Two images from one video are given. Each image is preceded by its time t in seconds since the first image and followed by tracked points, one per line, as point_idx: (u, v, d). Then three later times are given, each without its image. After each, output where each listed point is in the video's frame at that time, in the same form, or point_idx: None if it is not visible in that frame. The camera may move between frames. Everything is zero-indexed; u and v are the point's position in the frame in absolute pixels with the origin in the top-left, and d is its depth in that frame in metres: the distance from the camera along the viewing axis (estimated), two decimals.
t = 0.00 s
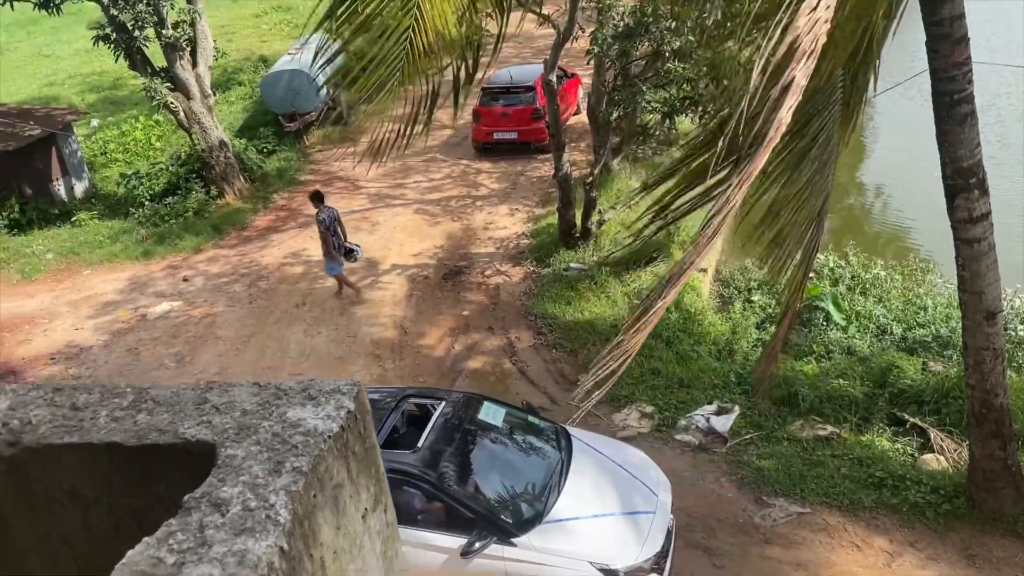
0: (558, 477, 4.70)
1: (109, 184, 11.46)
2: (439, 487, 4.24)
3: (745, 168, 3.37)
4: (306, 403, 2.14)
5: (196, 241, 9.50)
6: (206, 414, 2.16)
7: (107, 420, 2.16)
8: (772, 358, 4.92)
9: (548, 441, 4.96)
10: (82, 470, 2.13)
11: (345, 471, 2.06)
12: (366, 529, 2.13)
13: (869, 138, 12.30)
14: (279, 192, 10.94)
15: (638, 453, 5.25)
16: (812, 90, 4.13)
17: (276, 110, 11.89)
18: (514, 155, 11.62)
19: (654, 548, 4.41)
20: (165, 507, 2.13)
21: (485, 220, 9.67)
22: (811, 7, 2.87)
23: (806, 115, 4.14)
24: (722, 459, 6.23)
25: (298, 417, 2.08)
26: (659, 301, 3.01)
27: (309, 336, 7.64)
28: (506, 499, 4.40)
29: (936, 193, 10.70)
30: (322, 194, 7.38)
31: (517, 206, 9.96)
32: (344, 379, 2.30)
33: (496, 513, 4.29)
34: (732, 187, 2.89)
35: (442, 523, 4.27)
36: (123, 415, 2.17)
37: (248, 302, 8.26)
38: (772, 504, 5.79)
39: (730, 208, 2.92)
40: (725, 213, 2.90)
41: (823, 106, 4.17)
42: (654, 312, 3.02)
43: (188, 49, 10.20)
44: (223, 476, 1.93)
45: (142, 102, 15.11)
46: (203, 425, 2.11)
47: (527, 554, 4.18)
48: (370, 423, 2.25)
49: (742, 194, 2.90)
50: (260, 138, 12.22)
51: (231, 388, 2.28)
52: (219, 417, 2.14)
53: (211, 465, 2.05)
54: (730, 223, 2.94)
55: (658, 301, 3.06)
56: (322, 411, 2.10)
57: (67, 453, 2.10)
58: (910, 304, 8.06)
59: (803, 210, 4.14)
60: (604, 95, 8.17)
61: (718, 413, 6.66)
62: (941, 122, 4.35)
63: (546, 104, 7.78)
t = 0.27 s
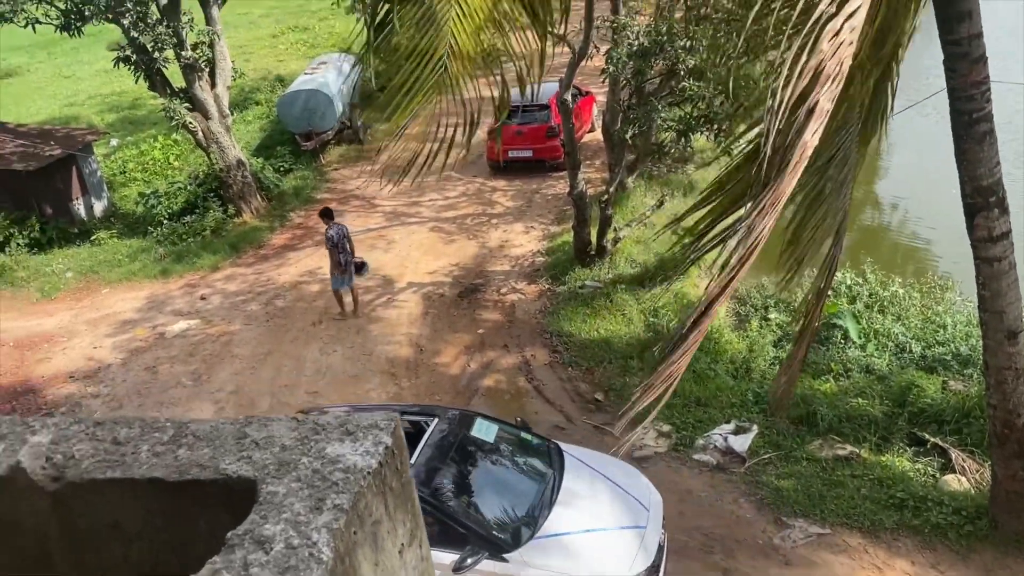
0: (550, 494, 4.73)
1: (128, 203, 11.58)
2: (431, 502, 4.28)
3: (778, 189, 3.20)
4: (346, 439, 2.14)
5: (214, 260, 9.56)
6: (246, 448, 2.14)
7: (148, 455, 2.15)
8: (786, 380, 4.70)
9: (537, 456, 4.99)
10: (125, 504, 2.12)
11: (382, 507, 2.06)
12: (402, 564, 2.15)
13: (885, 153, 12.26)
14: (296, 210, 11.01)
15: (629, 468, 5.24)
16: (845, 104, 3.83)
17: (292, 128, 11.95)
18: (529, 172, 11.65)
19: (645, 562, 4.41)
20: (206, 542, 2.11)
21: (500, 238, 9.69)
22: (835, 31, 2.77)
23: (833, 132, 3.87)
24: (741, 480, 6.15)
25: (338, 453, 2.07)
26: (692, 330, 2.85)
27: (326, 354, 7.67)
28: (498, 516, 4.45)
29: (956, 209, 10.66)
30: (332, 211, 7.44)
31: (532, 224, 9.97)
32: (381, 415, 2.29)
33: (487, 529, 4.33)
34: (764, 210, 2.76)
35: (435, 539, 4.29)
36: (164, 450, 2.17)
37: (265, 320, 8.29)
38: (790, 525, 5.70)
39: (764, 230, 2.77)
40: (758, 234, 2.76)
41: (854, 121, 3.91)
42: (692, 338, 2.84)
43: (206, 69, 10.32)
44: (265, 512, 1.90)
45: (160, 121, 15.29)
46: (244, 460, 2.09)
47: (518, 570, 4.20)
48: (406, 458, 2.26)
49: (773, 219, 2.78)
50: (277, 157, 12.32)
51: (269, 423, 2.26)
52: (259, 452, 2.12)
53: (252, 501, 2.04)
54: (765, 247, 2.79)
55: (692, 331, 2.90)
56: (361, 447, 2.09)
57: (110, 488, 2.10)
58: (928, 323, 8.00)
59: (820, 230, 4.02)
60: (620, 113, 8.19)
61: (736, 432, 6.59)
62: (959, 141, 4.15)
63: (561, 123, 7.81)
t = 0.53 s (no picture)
0: (541, 503, 4.75)
1: (145, 218, 11.69)
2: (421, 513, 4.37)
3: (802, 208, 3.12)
4: (379, 440, 2.13)
5: (230, 274, 9.62)
6: (282, 449, 2.13)
7: (186, 456, 2.16)
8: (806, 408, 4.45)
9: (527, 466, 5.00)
10: (163, 505, 2.14)
11: (416, 508, 2.06)
12: (434, 566, 2.14)
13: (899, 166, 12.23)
14: (311, 225, 11.07)
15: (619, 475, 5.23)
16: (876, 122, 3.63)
17: (308, 144, 12.05)
18: (543, 186, 11.67)
19: (637, 569, 4.43)
20: (243, 541, 2.12)
21: (514, 252, 9.70)
22: (852, 46, 2.74)
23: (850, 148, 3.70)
24: (759, 494, 6.06)
25: (372, 454, 2.06)
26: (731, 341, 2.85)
27: (341, 367, 7.68)
28: (488, 526, 4.50)
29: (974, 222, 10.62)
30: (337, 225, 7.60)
31: (547, 238, 9.99)
32: (413, 416, 2.28)
33: (478, 538, 4.39)
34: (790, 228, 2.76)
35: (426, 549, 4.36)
36: (202, 451, 2.17)
37: (281, 333, 8.33)
38: (809, 541, 5.62)
39: (791, 245, 2.78)
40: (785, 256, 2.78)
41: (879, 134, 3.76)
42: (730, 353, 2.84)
43: (223, 85, 10.41)
44: (302, 511, 1.89)
45: (177, 137, 15.43)
46: (280, 461, 2.08)
47: None
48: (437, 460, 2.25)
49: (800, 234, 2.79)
50: (292, 172, 12.41)
51: (303, 425, 2.25)
52: (294, 453, 2.11)
53: (288, 501, 2.03)
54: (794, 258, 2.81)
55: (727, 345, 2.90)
56: (395, 448, 2.08)
57: (150, 488, 2.11)
58: (947, 336, 7.94)
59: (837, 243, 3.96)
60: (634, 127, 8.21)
61: (753, 446, 6.52)
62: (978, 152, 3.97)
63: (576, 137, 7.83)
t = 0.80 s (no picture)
0: (530, 513, 4.71)
1: (160, 230, 11.80)
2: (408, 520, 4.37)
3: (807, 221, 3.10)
4: (394, 447, 2.15)
5: (244, 285, 9.69)
6: (297, 456, 2.16)
7: (202, 462, 2.18)
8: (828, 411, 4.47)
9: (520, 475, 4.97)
10: (178, 512, 2.16)
11: (430, 514, 2.07)
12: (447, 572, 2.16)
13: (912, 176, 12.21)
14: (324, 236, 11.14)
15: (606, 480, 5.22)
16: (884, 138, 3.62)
17: (321, 156, 12.12)
18: (554, 197, 11.71)
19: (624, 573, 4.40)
20: (258, 547, 2.14)
21: (526, 262, 9.73)
22: (857, 62, 2.78)
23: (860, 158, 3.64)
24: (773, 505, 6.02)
25: (387, 460, 2.08)
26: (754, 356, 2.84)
27: (353, 378, 7.71)
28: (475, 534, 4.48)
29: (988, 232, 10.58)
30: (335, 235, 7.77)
31: (559, 248, 10.01)
32: (426, 424, 2.30)
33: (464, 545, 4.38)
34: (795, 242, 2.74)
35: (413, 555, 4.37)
36: (217, 458, 2.19)
37: (294, 343, 8.38)
38: (824, 552, 5.54)
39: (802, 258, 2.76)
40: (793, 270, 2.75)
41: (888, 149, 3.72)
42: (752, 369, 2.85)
43: (238, 99, 10.49)
44: (317, 517, 1.91)
45: (192, 149, 15.58)
46: (295, 467, 2.10)
47: None
48: (450, 467, 2.27)
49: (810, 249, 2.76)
50: (305, 184, 12.50)
51: (318, 432, 2.27)
52: (310, 460, 2.14)
53: (303, 506, 2.05)
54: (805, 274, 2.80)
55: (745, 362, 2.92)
56: (409, 455, 2.10)
57: (164, 494, 2.14)
58: (962, 345, 7.90)
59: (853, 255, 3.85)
60: (645, 137, 8.22)
61: (767, 457, 6.50)
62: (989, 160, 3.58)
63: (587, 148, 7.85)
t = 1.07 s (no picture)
0: (518, 518, 4.60)
1: (171, 240, 11.87)
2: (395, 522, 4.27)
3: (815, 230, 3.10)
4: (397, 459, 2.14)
5: (255, 294, 9.73)
6: (300, 469, 2.16)
7: (205, 475, 2.19)
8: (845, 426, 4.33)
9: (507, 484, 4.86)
10: (181, 525, 2.16)
11: (433, 528, 2.06)
12: None
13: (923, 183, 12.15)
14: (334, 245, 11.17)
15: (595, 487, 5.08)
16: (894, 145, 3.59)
17: (331, 165, 12.23)
18: (564, 205, 11.72)
19: None
20: (261, 560, 2.14)
21: (536, 271, 9.73)
22: (866, 70, 2.78)
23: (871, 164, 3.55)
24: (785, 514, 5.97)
25: (389, 473, 2.08)
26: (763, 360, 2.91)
27: (363, 387, 7.72)
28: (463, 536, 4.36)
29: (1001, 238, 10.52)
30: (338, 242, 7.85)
31: (568, 256, 10.00)
32: (430, 435, 2.29)
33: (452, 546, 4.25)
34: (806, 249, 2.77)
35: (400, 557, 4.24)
36: (221, 471, 2.20)
37: (304, 352, 8.41)
38: (836, 562, 5.47)
39: (811, 266, 2.78)
40: (801, 280, 2.79)
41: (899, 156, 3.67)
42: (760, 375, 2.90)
43: (248, 109, 10.55)
44: (319, 531, 1.91)
45: (203, 159, 15.67)
46: (298, 480, 2.10)
47: None
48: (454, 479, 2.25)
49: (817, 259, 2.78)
50: (316, 193, 12.55)
51: (322, 445, 2.27)
52: (313, 472, 2.14)
53: (306, 520, 2.05)
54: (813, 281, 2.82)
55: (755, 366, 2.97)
56: (412, 468, 2.08)
57: (167, 507, 2.14)
58: (974, 354, 7.85)
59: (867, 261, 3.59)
60: (655, 145, 8.22)
61: (778, 467, 6.47)
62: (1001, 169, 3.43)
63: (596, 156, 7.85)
